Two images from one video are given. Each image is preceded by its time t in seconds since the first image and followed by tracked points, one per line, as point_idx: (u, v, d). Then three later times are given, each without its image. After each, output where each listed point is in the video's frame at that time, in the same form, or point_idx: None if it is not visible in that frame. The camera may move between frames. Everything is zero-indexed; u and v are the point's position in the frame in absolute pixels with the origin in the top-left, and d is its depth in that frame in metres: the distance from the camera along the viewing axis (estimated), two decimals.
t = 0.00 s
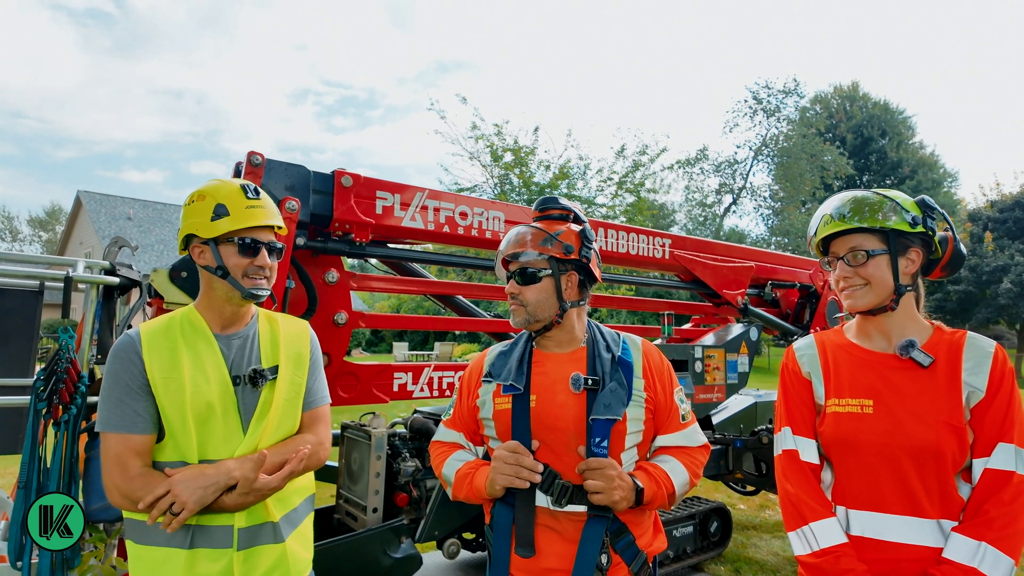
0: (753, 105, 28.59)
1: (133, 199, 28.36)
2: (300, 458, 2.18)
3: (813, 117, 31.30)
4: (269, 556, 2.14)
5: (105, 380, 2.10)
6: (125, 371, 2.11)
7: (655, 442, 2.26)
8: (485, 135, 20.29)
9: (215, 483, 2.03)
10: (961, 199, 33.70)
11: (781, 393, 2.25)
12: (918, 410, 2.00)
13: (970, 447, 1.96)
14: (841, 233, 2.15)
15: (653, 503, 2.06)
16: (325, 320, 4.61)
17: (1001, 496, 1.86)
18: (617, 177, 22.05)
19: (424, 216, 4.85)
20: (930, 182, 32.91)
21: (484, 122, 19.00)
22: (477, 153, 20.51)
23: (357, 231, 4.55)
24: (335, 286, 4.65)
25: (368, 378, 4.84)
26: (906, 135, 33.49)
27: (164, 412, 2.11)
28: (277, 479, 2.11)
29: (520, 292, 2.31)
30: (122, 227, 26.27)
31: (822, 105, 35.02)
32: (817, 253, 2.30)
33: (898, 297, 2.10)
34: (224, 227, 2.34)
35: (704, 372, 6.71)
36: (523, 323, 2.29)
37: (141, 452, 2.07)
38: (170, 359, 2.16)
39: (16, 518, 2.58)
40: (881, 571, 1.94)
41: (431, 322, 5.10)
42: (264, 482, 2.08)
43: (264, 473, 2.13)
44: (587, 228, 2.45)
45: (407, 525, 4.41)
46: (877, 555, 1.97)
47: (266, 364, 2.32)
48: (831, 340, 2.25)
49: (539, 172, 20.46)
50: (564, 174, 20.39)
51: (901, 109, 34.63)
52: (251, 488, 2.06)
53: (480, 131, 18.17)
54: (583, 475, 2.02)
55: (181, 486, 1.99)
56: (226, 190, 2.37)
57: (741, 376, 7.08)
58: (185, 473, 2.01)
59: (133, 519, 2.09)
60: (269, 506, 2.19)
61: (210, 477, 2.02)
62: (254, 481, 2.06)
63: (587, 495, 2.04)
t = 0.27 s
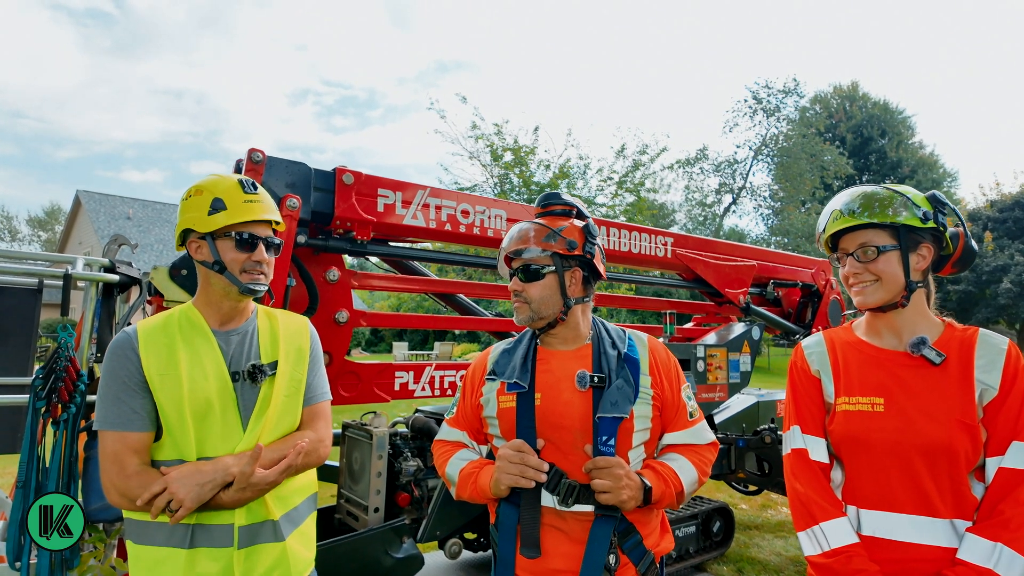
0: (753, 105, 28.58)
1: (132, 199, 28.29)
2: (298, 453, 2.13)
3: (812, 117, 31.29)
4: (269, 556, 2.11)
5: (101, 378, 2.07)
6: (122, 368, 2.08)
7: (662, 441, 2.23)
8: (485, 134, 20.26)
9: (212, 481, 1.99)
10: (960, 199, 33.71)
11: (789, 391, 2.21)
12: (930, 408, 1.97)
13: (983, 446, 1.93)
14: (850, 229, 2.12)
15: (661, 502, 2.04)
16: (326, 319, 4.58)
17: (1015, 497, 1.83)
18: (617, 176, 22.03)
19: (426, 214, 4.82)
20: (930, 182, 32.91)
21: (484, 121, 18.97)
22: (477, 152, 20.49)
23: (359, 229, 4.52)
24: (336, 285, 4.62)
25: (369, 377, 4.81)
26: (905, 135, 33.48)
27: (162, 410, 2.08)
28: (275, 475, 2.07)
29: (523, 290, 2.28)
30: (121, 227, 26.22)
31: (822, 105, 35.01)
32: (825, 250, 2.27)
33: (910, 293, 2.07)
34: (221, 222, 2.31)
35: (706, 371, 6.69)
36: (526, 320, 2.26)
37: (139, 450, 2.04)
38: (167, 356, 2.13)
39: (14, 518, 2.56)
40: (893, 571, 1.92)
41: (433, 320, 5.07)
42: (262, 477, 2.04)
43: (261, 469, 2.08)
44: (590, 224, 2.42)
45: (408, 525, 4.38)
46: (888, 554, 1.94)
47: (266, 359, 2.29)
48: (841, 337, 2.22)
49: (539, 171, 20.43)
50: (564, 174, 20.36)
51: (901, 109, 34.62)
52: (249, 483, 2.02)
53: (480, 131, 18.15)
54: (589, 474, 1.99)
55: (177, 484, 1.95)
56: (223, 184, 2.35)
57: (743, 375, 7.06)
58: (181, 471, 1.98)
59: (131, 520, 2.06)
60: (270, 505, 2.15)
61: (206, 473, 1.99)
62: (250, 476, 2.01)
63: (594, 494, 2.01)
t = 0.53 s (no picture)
0: (753, 104, 28.56)
1: (131, 199, 28.23)
2: (299, 454, 2.10)
3: (812, 117, 31.26)
4: (272, 558, 2.07)
5: (99, 377, 2.03)
6: (119, 367, 2.04)
7: (672, 439, 2.19)
8: (485, 134, 20.22)
9: (213, 483, 1.96)
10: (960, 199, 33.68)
11: (801, 389, 2.17)
12: (947, 406, 1.93)
13: (1002, 445, 1.89)
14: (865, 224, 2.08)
15: (671, 502, 2.00)
16: (327, 318, 4.54)
17: None
18: (617, 176, 21.99)
19: (428, 211, 4.78)
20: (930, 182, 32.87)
21: (484, 120, 18.93)
22: (478, 152, 20.45)
23: (360, 226, 4.48)
24: (337, 283, 4.58)
25: (370, 376, 4.76)
26: (905, 135, 33.46)
27: (160, 410, 2.04)
28: (277, 477, 2.03)
29: (528, 285, 2.24)
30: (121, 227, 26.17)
31: (822, 105, 34.97)
32: (838, 245, 2.23)
33: (925, 289, 2.03)
34: (218, 216, 2.27)
35: (709, 370, 6.67)
36: (532, 316, 2.22)
37: (137, 451, 2.00)
38: (166, 354, 2.09)
39: (12, 518, 2.52)
40: (910, 573, 1.88)
41: (435, 319, 5.02)
42: (262, 479, 2.01)
43: (261, 471, 2.05)
44: (597, 218, 2.38)
45: (410, 525, 4.34)
46: (905, 556, 1.90)
47: (267, 358, 2.24)
48: (853, 334, 2.17)
49: (539, 171, 20.40)
50: (564, 173, 20.33)
51: (901, 109, 34.59)
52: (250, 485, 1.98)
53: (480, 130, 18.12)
54: (597, 474, 1.96)
55: (176, 487, 1.92)
56: (220, 177, 2.30)
57: (746, 374, 7.02)
58: (180, 474, 1.94)
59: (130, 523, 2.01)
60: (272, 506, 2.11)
61: (205, 476, 1.95)
62: (250, 478, 1.98)
63: (602, 495, 1.97)
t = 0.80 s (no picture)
0: (753, 104, 28.51)
1: (131, 198, 28.18)
2: (301, 456, 2.06)
3: (813, 116, 31.22)
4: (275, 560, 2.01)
5: (98, 374, 1.99)
6: (118, 363, 2.00)
7: (685, 439, 2.14)
8: (486, 133, 20.16)
9: (212, 484, 1.91)
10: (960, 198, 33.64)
11: (817, 386, 2.12)
12: (970, 404, 1.89)
13: None
14: (885, 216, 2.03)
15: (684, 504, 1.95)
16: (329, 315, 4.49)
17: None
18: (617, 175, 21.95)
19: (431, 208, 4.73)
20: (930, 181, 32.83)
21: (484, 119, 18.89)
22: (478, 151, 20.40)
23: (363, 223, 4.43)
24: (338, 280, 4.53)
25: (372, 375, 4.71)
26: (906, 135, 33.42)
27: (160, 409, 1.99)
28: (278, 478, 1.98)
29: (538, 280, 2.20)
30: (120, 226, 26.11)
31: (822, 104, 34.91)
32: (856, 238, 2.18)
33: (947, 283, 1.98)
34: (214, 208, 2.23)
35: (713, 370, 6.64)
36: (542, 313, 2.17)
37: (136, 451, 1.95)
38: (165, 350, 2.04)
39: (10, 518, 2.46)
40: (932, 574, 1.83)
41: (437, 317, 4.97)
42: (263, 481, 1.95)
43: (262, 472, 2.00)
44: (609, 211, 2.32)
45: (413, 526, 4.28)
46: (927, 557, 1.85)
47: (270, 355, 2.19)
48: (871, 330, 2.12)
49: (540, 170, 20.34)
50: (565, 172, 20.28)
51: (902, 109, 34.55)
52: (250, 487, 1.93)
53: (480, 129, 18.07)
54: (607, 475, 1.91)
55: (174, 488, 1.87)
56: (214, 169, 2.26)
57: (750, 373, 6.96)
58: (178, 475, 1.89)
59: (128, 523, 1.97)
60: (275, 507, 2.06)
61: (204, 477, 1.90)
62: (251, 479, 1.93)
63: (613, 497, 1.92)
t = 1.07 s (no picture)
0: (753, 104, 28.48)
1: (130, 198, 28.14)
2: (310, 460, 2.00)
3: (813, 116, 31.19)
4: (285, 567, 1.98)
5: (103, 374, 1.95)
6: (123, 363, 1.95)
7: (696, 441, 2.10)
8: (486, 132, 20.13)
9: (219, 490, 1.86)
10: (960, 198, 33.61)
11: (831, 386, 2.08)
12: (989, 403, 1.85)
13: None
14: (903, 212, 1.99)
15: (697, 507, 1.91)
16: (331, 314, 4.45)
17: None
18: (617, 175, 21.91)
19: (433, 207, 4.69)
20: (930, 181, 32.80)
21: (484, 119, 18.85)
22: (478, 150, 20.36)
23: (364, 221, 4.39)
24: (340, 279, 4.47)
25: (374, 375, 4.66)
26: (906, 135, 33.39)
27: (166, 410, 1.95)
28: (287, 484, 1.93)
29: (547, 279, 2.16)
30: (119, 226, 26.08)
31: (822, 104, 34.88)
32: (872, 235, 2.14)
33: (966, 281, 1.95)
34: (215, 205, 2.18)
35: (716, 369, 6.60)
36: (552, 312, 2.13)
37: (141, 454, 1.91)
38: (172, 350, 2.00)
39: (7, 520, 2.42)
40: None
41: (440, 316, 4.93)
42: (271, 486, 1.91)
43: (270, 477, 1.95)
44: (620, 207, 2.28)
45: (415, 527, 4.24)
46: (945, 561, 1.81)
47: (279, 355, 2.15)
48: (886, 329, 2.08)
49: (540, 169, 20.30)
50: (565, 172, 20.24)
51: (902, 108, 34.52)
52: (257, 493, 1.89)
53: (480, 129, 18.04)
54: (619, 478, 1.87)
55: (179, 493, 1.83)
56: (213, 164, 2.20)
57: (754, 373, 6.91)
58: (183, 479, 1.85)
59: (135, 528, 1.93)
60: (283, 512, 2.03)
61: (210, 482, 1.86)
62: (259, 484, 1.88)
63: (624, 500, 1.88)
